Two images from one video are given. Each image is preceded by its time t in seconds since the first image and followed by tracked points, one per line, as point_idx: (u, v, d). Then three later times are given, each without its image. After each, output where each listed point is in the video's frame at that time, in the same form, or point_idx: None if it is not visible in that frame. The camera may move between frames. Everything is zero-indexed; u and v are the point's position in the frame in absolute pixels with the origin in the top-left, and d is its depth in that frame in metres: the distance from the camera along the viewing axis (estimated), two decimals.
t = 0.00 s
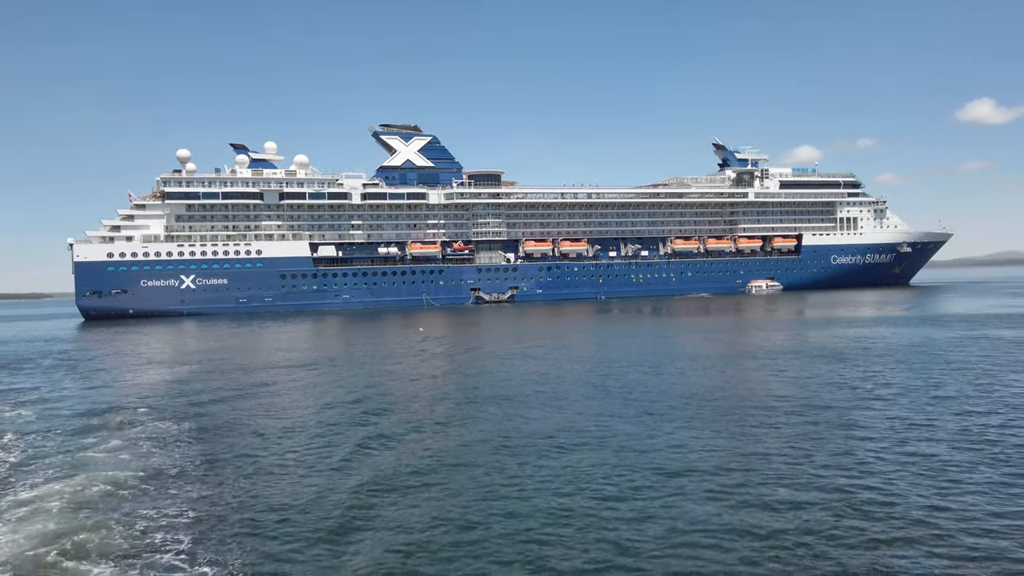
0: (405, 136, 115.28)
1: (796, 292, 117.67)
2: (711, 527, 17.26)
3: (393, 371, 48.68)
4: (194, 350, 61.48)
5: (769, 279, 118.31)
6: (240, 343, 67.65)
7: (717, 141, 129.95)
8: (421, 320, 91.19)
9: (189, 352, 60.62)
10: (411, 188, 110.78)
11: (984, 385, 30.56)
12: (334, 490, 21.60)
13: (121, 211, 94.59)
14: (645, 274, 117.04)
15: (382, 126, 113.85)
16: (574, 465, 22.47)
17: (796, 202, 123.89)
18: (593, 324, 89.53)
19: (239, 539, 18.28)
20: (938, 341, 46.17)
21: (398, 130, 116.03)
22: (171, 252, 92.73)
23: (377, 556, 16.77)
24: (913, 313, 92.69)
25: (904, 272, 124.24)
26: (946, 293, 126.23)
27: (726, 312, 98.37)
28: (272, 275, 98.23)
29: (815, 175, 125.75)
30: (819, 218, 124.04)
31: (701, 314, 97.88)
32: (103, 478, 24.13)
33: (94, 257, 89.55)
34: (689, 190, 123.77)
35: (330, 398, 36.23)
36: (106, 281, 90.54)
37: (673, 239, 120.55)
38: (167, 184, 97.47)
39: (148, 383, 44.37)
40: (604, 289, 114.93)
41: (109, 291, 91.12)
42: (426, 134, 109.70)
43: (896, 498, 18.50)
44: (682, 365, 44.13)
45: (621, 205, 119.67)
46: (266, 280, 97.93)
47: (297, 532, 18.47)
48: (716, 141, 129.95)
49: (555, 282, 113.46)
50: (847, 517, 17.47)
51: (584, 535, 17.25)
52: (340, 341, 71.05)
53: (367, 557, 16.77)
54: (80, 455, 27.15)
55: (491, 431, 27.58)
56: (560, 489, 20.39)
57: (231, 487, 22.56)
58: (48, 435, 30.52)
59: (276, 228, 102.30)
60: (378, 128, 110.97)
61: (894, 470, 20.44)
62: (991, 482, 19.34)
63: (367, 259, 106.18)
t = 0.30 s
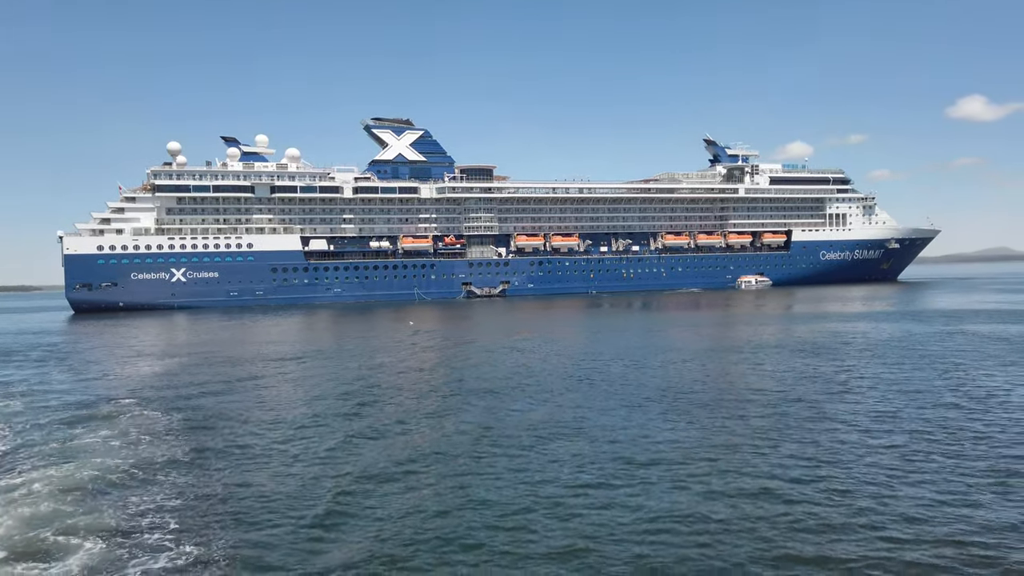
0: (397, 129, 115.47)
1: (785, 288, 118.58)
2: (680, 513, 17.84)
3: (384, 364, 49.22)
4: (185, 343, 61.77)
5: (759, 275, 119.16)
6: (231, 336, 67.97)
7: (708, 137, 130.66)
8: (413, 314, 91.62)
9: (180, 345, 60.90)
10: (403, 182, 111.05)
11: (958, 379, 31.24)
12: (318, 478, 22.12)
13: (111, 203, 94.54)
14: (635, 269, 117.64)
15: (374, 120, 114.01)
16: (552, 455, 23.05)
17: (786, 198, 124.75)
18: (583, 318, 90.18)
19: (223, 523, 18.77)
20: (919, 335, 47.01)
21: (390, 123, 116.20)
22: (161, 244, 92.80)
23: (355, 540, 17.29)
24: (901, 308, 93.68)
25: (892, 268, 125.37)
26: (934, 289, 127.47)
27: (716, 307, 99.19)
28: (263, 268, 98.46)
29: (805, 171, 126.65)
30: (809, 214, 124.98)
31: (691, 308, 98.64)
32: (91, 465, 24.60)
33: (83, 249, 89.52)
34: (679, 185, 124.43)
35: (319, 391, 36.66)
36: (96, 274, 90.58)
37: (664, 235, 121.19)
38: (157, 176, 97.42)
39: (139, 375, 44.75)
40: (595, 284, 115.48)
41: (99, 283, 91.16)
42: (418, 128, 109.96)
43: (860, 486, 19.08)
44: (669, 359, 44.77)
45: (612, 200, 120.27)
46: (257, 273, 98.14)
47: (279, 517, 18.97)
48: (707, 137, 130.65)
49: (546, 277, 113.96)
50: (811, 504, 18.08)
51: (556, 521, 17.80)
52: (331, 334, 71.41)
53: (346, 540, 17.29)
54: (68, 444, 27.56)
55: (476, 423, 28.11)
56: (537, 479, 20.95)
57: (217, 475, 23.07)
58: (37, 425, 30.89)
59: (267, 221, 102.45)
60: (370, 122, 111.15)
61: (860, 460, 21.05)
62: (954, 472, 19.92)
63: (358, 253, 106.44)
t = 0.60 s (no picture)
0: (388, 125, 115.72)
1: (773, 284, 119.55)
2: (644, 501, 18.53)
3: (373, 358, 49.78)
4: (174, 337, 62.13)
5: (747, 271, 120.08)
6: (220, 331, 68.33)
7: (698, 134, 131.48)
8: (403, 310, 91.98)
9: (170, 339, 61.25)
10: (394, 177, 111.32)
11: (932, 374, 31.97)
12: (298, 468, 22.70)
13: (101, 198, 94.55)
14: (625, 265, 118.34)
15: (364, 115, 114.21)
16: (527, 446, 23.72)
17: (775, 194, 125.65)
18: (573, 314, 90.77)
19: (203, 509, 19.32)
20: (901, 331, 47.78)
21: (381, 119, 116.39)
22: (151, 239, 92.91)
23: (329, 526, 17.89)
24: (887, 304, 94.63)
25: (880, 265, 126.49)
26: (921, 285, 128.71)
27: (705, 303, 99.96)
28: (253, 263, 98.70)
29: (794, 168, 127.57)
30: (798, 211, 125.99)
31: (681, 304, 99.36)
32: (79, 454, 25.12)
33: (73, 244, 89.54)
34: (669, 181, 125.20)
35: (307, 385, 37.18)
36: (86, 268, 90.66)
37: (653, 231, 121.96)
38: (147, 171, 97.46)
39: (129, 369, 45.16)
40: (585, 280, 116.15)
41: (88, 278, 91.25)
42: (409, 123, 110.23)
43: (819, 475, 19.80)
44: (656, 354, 45.44)
45: (603, 197, 120.92)
46: (247, 268, 98.37)
47: (258, 504, 19.53)
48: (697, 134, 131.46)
49: (537, 273, 114.55)
50: (770, 492, 18.78)
51: (525, 508, 18.45)
52: (321, 329, 71.80)
53: (322, 526, 17.87)
54: (57, 436, 28.04)
55: (458, 416, 28.73)
56: (511, 469, 21.58)
57: (202, 464, 23.63)
58: (26, 418, 31.32)
59: (257, 216, 102.59)
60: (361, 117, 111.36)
61: (823, 451, 21.75)
62: (912, 463, 20.61)
63: (349, 248, 106.75)
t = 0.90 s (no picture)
0: (378, 121, 115.90)
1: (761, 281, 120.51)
2: (611, 490, 19.23)
3: (363, 354, 50.29)
4: (163, 333, 62.46)
5: (736, 268, 121.01)
6: (210, 326, 68.62)
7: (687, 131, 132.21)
8: (393, 305, 92.45)
9: (158, 334, 61.59)
10: (384, 173, 111.55)
11: (907, 369, 32.78)
12: (280, 460, 23.27)
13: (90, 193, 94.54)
14: (615, 261, 119.02)
15: (355, 111, 114.34)
16: (504, 438, 24.38)
17: (763, 192, 126.59)
18: (563, 310, 91.35)
19: (186, 497, 19.95)
20: (883, 328, 48.64)
21: (372, 114, 116.54)
22: (140, 234, 92.99)
23: (306, 514, 18.49)
24: (875, 301, 95.58)
25: (867, 262, 127.67)
26: (908, 282, 129.95)
27: (694, 299, 100.73)
28: (243, 259, 98.87)
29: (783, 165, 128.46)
30: (786, 208, 126.97)
31: (670, 301, 100.07)
32: (66, 445, 25.66)
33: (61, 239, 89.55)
34: (659, 178, 125.94)
35: (293, 381, 37.72)
36: (75, 263, 90.69)
37: (643, 228, 122.76)
38: (136, 166, 97.44)
39: (118, 363, 45.49)
40: (575, 276, 116.78)
41: (77, 273, 91.28)
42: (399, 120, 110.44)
43: (781, 466, 20.53)
44: (641, 349, 46.13)
45: (592, 193, 121.60)
46: (236, 264, 98.55)
47: (240, 492, 20.18)
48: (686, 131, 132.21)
49: (526, 269, 115.05)
50: (732, 482, 19.51)
51: (496, 497, 19.11)
52: (310, 324, 72.15)
53: (299, 513, 18.48)
54: (45, 427, 28.54)
55: (441, 411, 29.30)
56: (487, 460, 22.21)
57: (187, 455, 24.28)
58: (14, 410, 31.84)
59: (247, 212, 102.67)
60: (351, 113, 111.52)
61: (788, 443, 22.47)
62: (872, 454, 21.34)
63: (339, 244, 107.04)
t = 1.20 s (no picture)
0: (362, 116, 115.85)
1: (741, 277, 121.85)
2: (574, 479, 20.01)
3: (345, 348, 50.77)
4: (144, 328, 62.51)
5: (716, 265, 122.26)
6: (190, 321, 68.65)
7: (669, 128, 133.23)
8: (376, 301, 92.69)
9: (138, 329, 61.63)
10: (367, 169, 111.62)
11: (872, 364, 33.77)
12: (255, 452, 23.80)
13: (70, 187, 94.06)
14: (597, 258, 119.88)
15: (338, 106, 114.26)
16: (474, 431, 25.06)
17: (744, 189, 127.91)
18: (546, 306, 92.07)
19: (163, 486, 20.49)
20: (855, 323, 49.72)
21: (355, 110, 116.41)
22: (121, 229, 92.65)
23: (278, 503, 19.08)
24: (852, 298, 97.06)
25: (845, 259, 129.44)
26: (885, 279, 131.90)
27: (675, 296, 101.75)
28: (225, 254, 98.80)
29: (763, 163, 129.81)
30: (766, 205, 128.40)
31: (651, 297, 101.05)
32: (45, 437, 26.03)
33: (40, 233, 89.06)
34: (641, 175, 126.86)
35: (274, 375, 38.19)
36: (54, 258, 90.17)
37: (625, 224, 123.76)
38: (117, 160, 96.97)
39: (98, 358, 45.70)
40: (557, 272, 117.48)
41: (56, 268, 90.76)
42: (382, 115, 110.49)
43: (737, 456, 21.38)
44: (619, 344, 46.97)
45: (575, 190, 122.37)
46: (218, 259, 98.42)
47: (216, 482, 20.73)
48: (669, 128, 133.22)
49: (509, 265, 115.60)
50: (689, 471, 20.36)
51: (463, 487, 19.78)
52: (292, 320, 72.43)
53: (270, 503, 19.05)
54: (25, 420, 28.88)
55: (418, 405, 29.92)
56: (456, 452, 22.87)
57: (165, 447, 24.75)
58: None
59: (229, 207, 102.49)
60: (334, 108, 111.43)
61: (747, 435, 23.32)
62: (826, 445, 22.21)
63: (321, 239, 107.07)
